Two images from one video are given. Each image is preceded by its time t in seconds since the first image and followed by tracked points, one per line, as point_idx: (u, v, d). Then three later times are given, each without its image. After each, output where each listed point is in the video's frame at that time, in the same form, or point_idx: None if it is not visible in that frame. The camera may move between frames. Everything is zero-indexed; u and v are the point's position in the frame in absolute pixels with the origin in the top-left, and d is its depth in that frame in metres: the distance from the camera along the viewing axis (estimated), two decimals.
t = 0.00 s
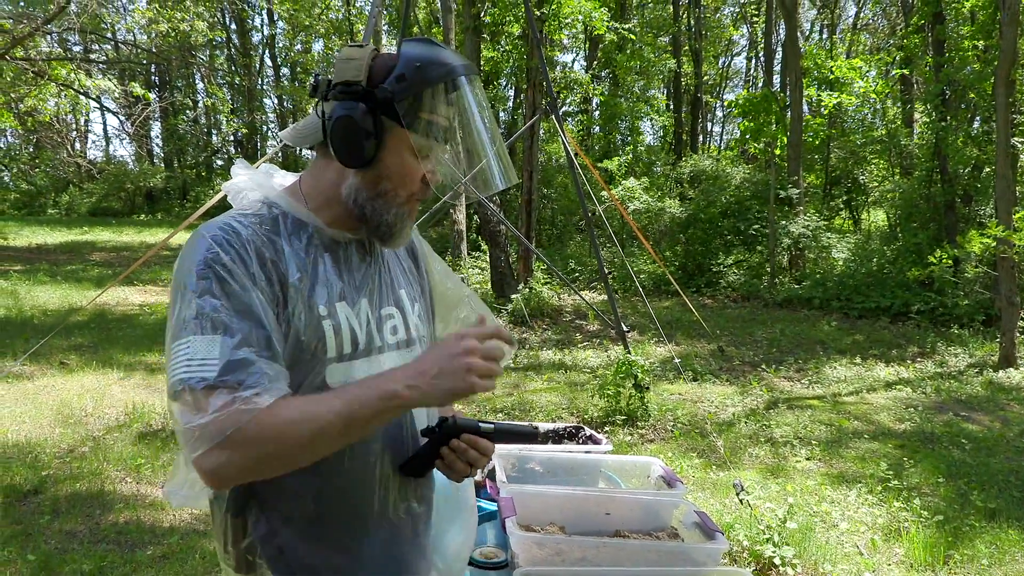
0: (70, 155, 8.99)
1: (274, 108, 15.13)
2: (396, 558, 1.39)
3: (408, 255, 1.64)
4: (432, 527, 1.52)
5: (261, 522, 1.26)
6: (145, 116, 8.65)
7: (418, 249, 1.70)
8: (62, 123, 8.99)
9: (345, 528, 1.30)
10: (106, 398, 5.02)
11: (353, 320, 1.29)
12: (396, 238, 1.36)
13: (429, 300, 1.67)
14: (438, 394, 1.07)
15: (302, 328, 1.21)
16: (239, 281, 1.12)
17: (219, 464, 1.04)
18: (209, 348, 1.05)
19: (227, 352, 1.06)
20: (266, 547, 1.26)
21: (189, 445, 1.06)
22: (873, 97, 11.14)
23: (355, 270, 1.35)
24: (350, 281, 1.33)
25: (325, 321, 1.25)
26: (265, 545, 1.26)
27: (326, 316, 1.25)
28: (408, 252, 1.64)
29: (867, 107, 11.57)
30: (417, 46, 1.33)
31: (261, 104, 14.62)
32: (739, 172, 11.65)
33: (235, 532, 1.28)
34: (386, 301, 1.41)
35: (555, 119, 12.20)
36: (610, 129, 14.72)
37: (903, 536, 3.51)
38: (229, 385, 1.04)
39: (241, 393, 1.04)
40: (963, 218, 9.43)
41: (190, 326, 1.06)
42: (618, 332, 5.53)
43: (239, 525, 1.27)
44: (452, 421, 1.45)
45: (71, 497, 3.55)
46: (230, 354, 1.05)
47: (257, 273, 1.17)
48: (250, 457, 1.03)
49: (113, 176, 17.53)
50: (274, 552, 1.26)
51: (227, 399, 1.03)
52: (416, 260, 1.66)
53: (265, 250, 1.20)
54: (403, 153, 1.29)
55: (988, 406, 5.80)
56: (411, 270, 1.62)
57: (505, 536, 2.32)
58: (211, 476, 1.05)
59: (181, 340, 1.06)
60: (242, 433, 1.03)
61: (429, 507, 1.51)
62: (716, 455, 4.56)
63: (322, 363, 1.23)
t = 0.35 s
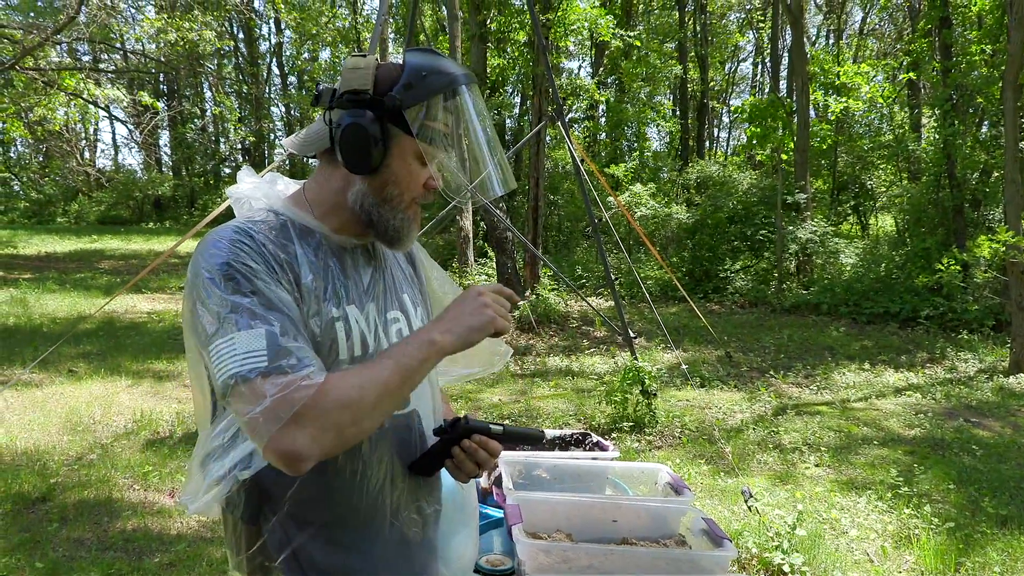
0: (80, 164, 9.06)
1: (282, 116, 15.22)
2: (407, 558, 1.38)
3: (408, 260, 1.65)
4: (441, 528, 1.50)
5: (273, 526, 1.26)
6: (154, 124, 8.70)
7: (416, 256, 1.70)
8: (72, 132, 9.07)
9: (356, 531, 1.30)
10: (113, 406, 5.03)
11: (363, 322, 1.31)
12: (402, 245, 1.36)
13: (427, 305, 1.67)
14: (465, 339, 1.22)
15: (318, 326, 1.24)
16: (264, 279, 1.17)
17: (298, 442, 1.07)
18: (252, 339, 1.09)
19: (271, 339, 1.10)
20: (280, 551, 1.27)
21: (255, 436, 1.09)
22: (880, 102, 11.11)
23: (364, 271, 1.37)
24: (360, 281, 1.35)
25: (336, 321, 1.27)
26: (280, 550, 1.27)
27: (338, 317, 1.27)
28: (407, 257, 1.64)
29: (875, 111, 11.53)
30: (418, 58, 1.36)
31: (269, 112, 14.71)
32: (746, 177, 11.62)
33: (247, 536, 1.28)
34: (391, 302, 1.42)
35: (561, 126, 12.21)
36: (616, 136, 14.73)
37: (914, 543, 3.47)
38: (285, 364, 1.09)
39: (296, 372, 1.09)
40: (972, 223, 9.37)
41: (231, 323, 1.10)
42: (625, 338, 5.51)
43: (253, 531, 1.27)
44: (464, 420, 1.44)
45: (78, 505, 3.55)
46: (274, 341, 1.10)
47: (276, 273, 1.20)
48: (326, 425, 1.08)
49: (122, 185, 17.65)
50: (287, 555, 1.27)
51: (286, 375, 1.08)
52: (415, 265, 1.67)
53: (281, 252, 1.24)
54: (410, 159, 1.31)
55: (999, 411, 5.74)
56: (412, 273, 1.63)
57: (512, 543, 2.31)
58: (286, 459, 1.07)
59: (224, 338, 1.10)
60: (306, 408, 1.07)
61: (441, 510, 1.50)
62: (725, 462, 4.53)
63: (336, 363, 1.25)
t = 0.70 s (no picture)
0: (85, 172, 9.11)
1: (286, 122, 15.28)
2: (408, 562, 1.38)
3: (407, 264, 1.65)
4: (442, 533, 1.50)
5: (273, 528, 1.26)
6: (158, 132, 8.75)
7: (416, 261, 1.70)
8: (76, 141, 9.14)
9: (357, 533, 1.30)
10: (119, 413, 5.05)
11: (363, 326, 1.32)
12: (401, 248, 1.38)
13: (428, 308, 1.67)
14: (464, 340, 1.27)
15: (319, 329, 1.25)
16: (267, 282, 1.18)
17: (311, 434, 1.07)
18: (262, 339, 1.10)
19: (280, 338, 1.12)
20: (280, 553, 1.27)
21: (268, 435, 1.08)
22: (883, 104, 11.10)
23: (364, 275, 1.38)
24: (359, 285, 1.35)
25: (337, 324, 1.27)
26: (280, 552, 1.27)
27: (339, 321, 1.28)
28: (407, 261, 1.64)
29: (878, 114, 11.53)
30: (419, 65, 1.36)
31: (273, 119, 14.78)
32: (749, 180, 11.60)
33: (248, 539, 1.29)
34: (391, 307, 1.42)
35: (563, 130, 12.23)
36: (619, 140, 14.75)
37: (921, 546, 3.45)
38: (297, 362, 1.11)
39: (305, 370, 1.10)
40: (977, 224, 9.36)
41: (238, 324, 1.11)
42: (629, 342, 5.50)
43: (254, 533, 1.28)
44: (464, 424, 1.43)
45: (84, 512, 3.56)
46: (283, 341, 1.11)
47: (279, 275, 1.22)
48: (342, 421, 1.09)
49: (127, 192, 17.74)
50: (287, 557, 1.27)
51: (297, 373, 1.09)
52: (414, 270, 1.67)
53: (282, 256, 1.25)
54: (411, 168, 1.33)
55: (1005, 413, 5.71)
56: (412, 278, 1.63)
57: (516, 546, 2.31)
58: (301, 455, 1.07)
59: (231, 338, 1.11)
60: (319, 404, 1.08)
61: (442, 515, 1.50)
62: (731, 465, 4.52)
63: (338, 367, 1.26)
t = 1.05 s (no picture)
0: (87, 176, 9.12)
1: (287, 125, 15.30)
2: (407, 565, 1.38)
3: (410, 264, 1.65)
4: (443, 537, 1.50)
5: (272, 529, 1.27)
6: (160, 136, 8.77)
7: (421, 262, 1.70)
8: (78, 145, 9.17)
9: (356, 536, 1.31)
10: (120, 416, 5.05)
11: (364, 326, 1.32)
12: (370, 229, 1.33)
13: (432, 310, 1.67)
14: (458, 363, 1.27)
15: (321, 330, 1.25)
16: (271, 282, 1.19)
17: (314, 433, 1.08)
18: (267, 338, 1.11)
19: (285, 338, 1.12)
20: (279, 553, 1.27)
21: (271, 433, 1.09)
22: (883, 105, 11.10)
23: (363, 277, 1.38)
24: (359, 287, 1.36)
25: (337, 325, 1.27)
26: (278, 552, 1.27)
27: (340, 322, 1.28)
28: (410, 263, 1.65)
29: (879, 115, 11.54)
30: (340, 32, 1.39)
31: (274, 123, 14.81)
32: (750, 182, 11.58)
33: (247, 538, 1.30)
34: (392, 310, 1.43)
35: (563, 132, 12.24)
36: (620, 141, 14.76)
37: (923, 547, 3.44)
38: (302, 363, 1.12)
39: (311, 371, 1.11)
40: (979, 224, 9.37)
41: (243, 323, 1.12)
42: (630, 344, 5.49)
43: (253, 533, 1.29)
44: (463, 428, 1.43)
45: (86, 515, 3.56)
46: (287, 340, 1.12)
47: (280, 275, 1.22)
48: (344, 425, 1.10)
49: (129, 195, 17.78)
50: (286, 558, 1.27)
51: (302, 373, 1.11)
52: (418, 271, 1.67)
53: (285, 256, 1.25)
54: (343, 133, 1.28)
55: (1007, 414, 5.70)
56: (418, 282, 1.63)
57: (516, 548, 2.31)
58: (305, 454, 1.08)
59: (236, 337, 1.11)
60: (323, 404, 1.09)
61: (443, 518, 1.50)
62: (732, 467, 4.52)
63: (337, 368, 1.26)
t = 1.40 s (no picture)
0: (86, 176, 9.13)
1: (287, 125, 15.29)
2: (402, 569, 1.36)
3: (418, 263, 1.63)
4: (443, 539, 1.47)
5: (263, 527, 1.28)
6: (160, 136, 8.77)
7: (430, 260, 1.67)
8: (77, 146, 9.19)
9: (345, 537, 1.30)
10: (120, 417, 5.04)
11: (358, 325, 1.31)
12: (346, 230, 1.33)
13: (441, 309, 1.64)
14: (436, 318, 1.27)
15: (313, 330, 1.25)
16: (263, 280, 1.19)
17: (304, 425, 1.08)
18: (258, 335, 1.11)
19: (276, 333, 1.12)
20: (268, 552, 1.28)
21: (264, 429, 1.09)
22: (883, 105, 11.11)
23: (359, 276, 1.37)
24: (353, 285, 1.34)
25: (330, 324, 1.27)
26: (268, 552, 1.28)
27: (331, 321, 1.27)
28: (417, 260, 1.62)
29: (879, 116, 11.57)
30: (288, 44, 1.45)
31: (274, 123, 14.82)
32: (750, 183, 11.57)
33: (240, 536, 1.31)
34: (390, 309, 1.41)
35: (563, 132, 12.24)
36: (620, 142, 14.78)
37: (923, 548, 3.44)
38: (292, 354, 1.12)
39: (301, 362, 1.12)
40: (979, 225, 9.32)
41: (235, 320, 1.12)
42: (630, 344, 5.49)
43: (245, 531, 1.30)
44: (457, 430, 1.36)
45: (85, 515, 3.56)
46: (278, 335, 1.12)
47: (272, 273, 1.22)
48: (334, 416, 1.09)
49: (129, 196, 17.79)
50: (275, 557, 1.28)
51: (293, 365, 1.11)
52: (426, 269, 1.65)
53: (275, 254, 1.25)
54: (309, 141, 1.33)
55: (1007, 414, 5.70)
56: (424, 280, 1.60)
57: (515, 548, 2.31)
58: (299, 450, 1.08)
59: (228, 335, 1.12)
60: (313, 398, 1.09)
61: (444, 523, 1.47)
62: (732, 467, 4.51)
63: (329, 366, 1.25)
